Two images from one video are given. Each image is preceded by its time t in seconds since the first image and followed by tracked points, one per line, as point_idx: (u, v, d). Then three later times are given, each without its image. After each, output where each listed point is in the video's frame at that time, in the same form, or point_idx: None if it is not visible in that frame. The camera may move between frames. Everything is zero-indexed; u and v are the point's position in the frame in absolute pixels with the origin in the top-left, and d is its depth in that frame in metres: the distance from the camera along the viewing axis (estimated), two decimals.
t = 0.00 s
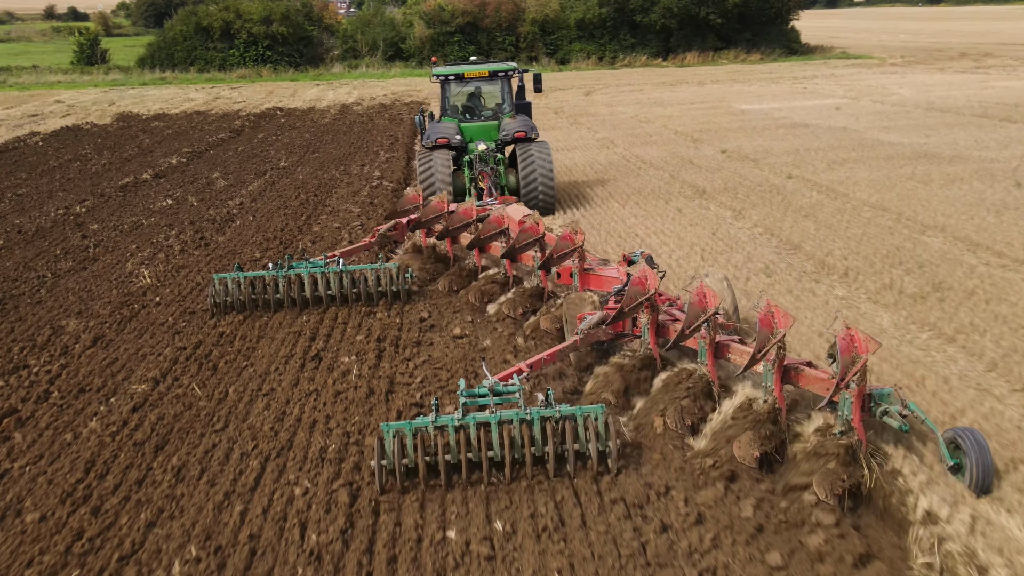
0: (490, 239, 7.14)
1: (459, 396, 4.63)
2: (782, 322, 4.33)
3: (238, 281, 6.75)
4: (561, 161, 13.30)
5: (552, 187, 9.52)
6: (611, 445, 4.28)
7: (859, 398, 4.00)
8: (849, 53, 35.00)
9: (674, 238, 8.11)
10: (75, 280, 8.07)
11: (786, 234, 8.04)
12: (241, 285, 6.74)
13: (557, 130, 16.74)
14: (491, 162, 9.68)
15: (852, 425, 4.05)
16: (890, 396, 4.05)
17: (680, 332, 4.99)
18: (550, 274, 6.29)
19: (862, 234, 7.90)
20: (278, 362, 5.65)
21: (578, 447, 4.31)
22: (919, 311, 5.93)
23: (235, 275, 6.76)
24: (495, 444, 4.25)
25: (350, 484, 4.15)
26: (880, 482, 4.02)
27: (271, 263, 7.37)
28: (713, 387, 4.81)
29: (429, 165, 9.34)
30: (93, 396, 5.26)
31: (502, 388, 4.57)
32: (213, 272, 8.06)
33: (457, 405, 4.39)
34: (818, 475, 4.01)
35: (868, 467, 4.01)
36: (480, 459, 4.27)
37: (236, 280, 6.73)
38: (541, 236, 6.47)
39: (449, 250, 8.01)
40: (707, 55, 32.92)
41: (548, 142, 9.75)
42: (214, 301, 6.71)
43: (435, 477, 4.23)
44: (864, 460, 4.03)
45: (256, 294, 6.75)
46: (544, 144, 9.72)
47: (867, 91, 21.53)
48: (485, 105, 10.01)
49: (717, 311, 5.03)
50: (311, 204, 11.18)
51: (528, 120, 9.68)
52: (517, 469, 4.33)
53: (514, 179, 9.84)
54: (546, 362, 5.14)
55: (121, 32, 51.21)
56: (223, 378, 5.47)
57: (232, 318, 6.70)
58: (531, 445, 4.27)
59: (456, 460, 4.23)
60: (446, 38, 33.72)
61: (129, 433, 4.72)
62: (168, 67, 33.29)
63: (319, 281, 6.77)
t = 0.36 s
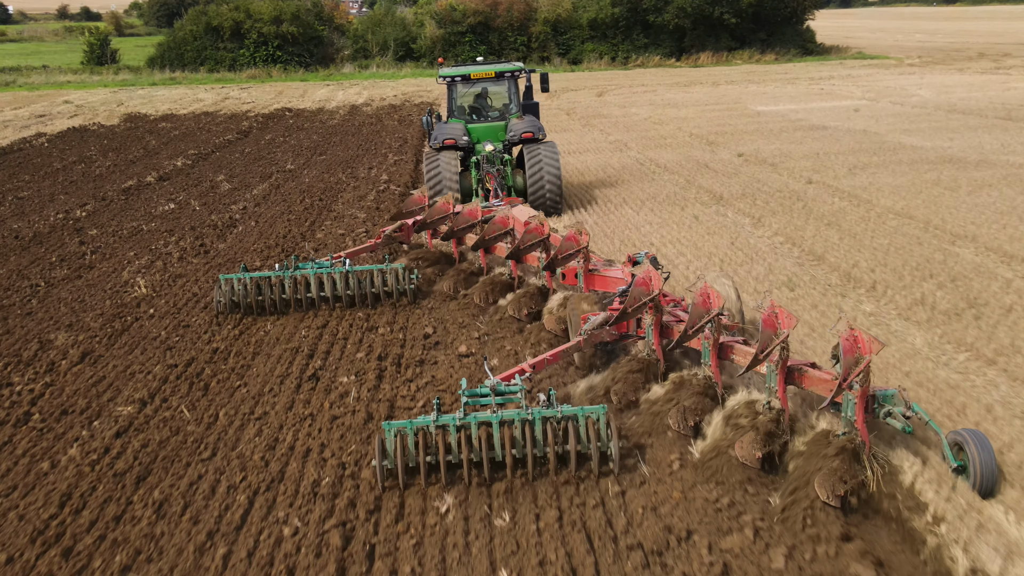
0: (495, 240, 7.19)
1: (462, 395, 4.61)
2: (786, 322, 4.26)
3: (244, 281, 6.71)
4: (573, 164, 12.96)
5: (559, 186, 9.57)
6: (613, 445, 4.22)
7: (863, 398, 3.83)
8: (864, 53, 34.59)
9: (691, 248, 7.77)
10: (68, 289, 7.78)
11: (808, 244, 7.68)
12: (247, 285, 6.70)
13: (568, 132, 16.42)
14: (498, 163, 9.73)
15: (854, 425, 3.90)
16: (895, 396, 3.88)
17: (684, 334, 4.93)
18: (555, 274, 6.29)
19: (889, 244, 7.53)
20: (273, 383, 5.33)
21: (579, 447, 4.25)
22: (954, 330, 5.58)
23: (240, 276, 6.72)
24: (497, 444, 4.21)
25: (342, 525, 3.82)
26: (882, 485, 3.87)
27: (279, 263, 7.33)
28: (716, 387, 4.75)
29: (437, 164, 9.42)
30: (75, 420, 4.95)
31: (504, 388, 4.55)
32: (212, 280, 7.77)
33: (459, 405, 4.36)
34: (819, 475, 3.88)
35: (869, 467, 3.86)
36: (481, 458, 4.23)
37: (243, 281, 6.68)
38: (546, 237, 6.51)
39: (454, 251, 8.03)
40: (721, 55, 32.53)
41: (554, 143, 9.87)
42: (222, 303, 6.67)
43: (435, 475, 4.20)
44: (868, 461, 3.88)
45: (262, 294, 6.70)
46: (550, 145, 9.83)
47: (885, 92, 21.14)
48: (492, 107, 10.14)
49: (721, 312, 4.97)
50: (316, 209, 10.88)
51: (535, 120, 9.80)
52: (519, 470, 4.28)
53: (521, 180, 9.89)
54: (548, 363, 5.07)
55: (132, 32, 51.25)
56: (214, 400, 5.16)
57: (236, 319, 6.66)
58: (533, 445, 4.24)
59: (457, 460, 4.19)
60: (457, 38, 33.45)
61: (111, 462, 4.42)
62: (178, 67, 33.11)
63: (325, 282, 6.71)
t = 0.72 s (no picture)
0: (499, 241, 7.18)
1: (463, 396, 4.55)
2: (788, 324, 4.28)
3: (248, 282, 6.76)
4: (582, 167, 12.63)
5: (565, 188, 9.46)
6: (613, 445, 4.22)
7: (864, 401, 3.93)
8: (877, 53, 34.17)
9: (706, 257, 7.45)
10: (59, 299, 7.51)
11: (829, 254, 7.35)
12: (250, 286, 6.75)
13: (577, 134, 16.10)
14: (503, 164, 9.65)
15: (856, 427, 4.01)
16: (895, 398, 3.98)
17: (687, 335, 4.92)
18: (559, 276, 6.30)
19: (914, 255, 7.19)
20: (263, 406, 5.02)
21: (579, 448, 4.24)
22: (989, 351, 5.27)
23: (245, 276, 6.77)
24: (498, 443, 4.21)
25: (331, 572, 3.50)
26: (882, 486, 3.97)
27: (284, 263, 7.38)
28: (720, 389, 4.81)
29: (442, 165, 9.35)
30: (51, 446, 4.64)
31: (506, 388, 4.47)
32: (207, 290, 7.49)
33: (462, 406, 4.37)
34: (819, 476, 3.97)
35: (871, 468, 3.96)
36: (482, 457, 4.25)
37: (247, 281, 6.75)
38: (551, 238, 6.55)
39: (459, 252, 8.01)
40: (732, 55, 32.14)
41: (559, 144, 9.75)
42: (225, 303, 6.76)
43: (436, 473, 4.24)
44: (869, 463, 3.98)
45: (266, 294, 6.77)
46: (556, 145, 9.72)
47: (899, 93, 20.76)
48: (497, 107, 10.03)
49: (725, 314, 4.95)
50: (317, 214, 10.58)
51: (540, 121, 9.70)
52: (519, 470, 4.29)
53: (526, 180, 9.82)
54: (551, 364, 5.06)
55: (141, 33, 51.19)
56: (200, 424, 4.85)
57: (241, 319, 6.73)
58: (533, 445, 4.24)
59: (458, 459, 4.18)
60: (466, 38, 33.18)
61: (86, 494, 4.12)
62: (185, 67, 32.86)
63: (328, 283, 6.76)
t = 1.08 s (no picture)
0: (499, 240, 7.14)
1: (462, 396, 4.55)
2: (786, 324, 4.26)
3: (251, 280, 6.77)
4: (589, 170, 12.30)
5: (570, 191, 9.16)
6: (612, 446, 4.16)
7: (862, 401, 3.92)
8: (887, 53, 33.78)
9: (719, 268, 7.13)
10: (44, 310, 7.20)
11: (849, 265, 7.01)
12: (253, 284, 6.76)
13: (585, 136, 15.77)
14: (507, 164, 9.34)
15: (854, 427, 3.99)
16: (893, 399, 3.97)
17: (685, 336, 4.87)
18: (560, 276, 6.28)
19: (939, 266, 6.85)
20: (249, 431, 4.71)
21: (577, 449, 4.19)
22: None
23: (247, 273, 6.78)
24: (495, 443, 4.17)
25: None
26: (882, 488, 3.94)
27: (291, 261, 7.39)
28: (719, 389, 4.71)
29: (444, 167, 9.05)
30: (19, 476, 4.32)
31: (504, 388, 4.49)
32: (198, 300, 7.19)
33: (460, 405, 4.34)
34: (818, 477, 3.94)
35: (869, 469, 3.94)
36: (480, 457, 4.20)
37: (249, 279, 6.75)
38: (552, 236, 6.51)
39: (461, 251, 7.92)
40: (741, 55, 31.76)
41: (563, 145, 9.43)
42: (227, 299, 6.75)
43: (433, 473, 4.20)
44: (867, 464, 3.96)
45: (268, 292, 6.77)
46: (560, 147, 9.41)
47: (912, 95, 20.40)
48: (501, 108, 9.72)
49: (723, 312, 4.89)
50: (316, 220, 10.27)
51: (543, 121, 9.40)
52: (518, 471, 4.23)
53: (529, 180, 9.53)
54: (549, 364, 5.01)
55: (148, 32, 51.05)
56: (181, 451, 4.53)
57: (242, 318, 6.72)
58: (532, 446, 4.19)
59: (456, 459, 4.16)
60: (472, 38, 32.90)
61: (52, 533, 3.81)
62: (189, 67, 32.60)
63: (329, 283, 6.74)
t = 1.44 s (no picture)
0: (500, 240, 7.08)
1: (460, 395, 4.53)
2: (784, 324, 4.20)
3: (252, 281, 6.77)
4: (596, 173, 11.99)
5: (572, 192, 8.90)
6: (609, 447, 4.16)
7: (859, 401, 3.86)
8: (897, 53, 33.42)
9: (732, 279, 6.80)
10: (28, 322, 6.92)
11: (868, 277, 6.68)
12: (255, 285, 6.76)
13: (592, 138, 15.45)
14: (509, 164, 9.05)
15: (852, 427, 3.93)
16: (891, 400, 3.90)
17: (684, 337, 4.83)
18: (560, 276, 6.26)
19: (963, 279, 6.52)
20: (231, 459, 4.41)
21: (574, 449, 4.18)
22: None
23: (248, 274, 6.78)
24: (493, 443, 4.16)
25: None
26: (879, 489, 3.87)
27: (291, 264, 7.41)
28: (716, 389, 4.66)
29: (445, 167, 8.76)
30: None
31: (502, 388, 4.46)
32: (188, 312, 6.89)
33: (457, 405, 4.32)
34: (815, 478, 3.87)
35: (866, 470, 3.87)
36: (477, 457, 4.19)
37: (250, 280, 6.75)
38: (552, 237, 6.48)
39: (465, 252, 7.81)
40: (750, 56, 31.40)
41: (565, 146, 9.14)
42: (228, 299, 6.74)
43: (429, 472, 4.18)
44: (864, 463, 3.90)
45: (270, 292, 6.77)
46: (562, 147, 9.12)
47: (925, 96, 20.03)
48: (504, 109, 9.44)
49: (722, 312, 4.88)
50: (314, 225, 9.98)
51: (545, 122, 9.11)
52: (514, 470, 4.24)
53: (531, 180, 9.25)
54: (548, 364, 4.96)
55: (154, 32, 50.89)
56: (158, 481, 4.24)
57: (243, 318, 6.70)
58: (529, 446, 4.19)
59: (452, 458, 4.14)
60: (478, 38, 32.64)
61: None
62: (194, 67, 32.37)
63: (330, 280, 6.74)
